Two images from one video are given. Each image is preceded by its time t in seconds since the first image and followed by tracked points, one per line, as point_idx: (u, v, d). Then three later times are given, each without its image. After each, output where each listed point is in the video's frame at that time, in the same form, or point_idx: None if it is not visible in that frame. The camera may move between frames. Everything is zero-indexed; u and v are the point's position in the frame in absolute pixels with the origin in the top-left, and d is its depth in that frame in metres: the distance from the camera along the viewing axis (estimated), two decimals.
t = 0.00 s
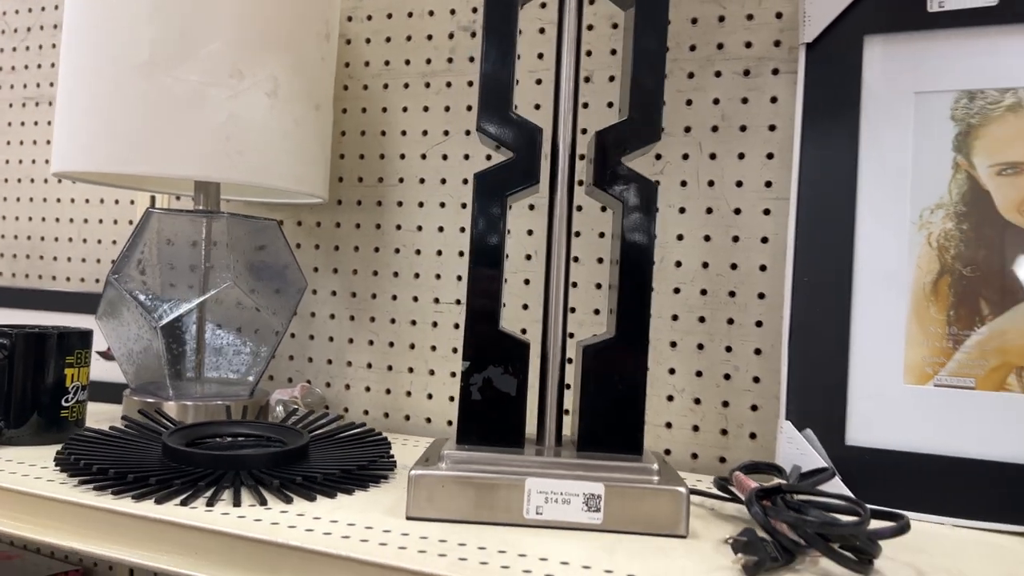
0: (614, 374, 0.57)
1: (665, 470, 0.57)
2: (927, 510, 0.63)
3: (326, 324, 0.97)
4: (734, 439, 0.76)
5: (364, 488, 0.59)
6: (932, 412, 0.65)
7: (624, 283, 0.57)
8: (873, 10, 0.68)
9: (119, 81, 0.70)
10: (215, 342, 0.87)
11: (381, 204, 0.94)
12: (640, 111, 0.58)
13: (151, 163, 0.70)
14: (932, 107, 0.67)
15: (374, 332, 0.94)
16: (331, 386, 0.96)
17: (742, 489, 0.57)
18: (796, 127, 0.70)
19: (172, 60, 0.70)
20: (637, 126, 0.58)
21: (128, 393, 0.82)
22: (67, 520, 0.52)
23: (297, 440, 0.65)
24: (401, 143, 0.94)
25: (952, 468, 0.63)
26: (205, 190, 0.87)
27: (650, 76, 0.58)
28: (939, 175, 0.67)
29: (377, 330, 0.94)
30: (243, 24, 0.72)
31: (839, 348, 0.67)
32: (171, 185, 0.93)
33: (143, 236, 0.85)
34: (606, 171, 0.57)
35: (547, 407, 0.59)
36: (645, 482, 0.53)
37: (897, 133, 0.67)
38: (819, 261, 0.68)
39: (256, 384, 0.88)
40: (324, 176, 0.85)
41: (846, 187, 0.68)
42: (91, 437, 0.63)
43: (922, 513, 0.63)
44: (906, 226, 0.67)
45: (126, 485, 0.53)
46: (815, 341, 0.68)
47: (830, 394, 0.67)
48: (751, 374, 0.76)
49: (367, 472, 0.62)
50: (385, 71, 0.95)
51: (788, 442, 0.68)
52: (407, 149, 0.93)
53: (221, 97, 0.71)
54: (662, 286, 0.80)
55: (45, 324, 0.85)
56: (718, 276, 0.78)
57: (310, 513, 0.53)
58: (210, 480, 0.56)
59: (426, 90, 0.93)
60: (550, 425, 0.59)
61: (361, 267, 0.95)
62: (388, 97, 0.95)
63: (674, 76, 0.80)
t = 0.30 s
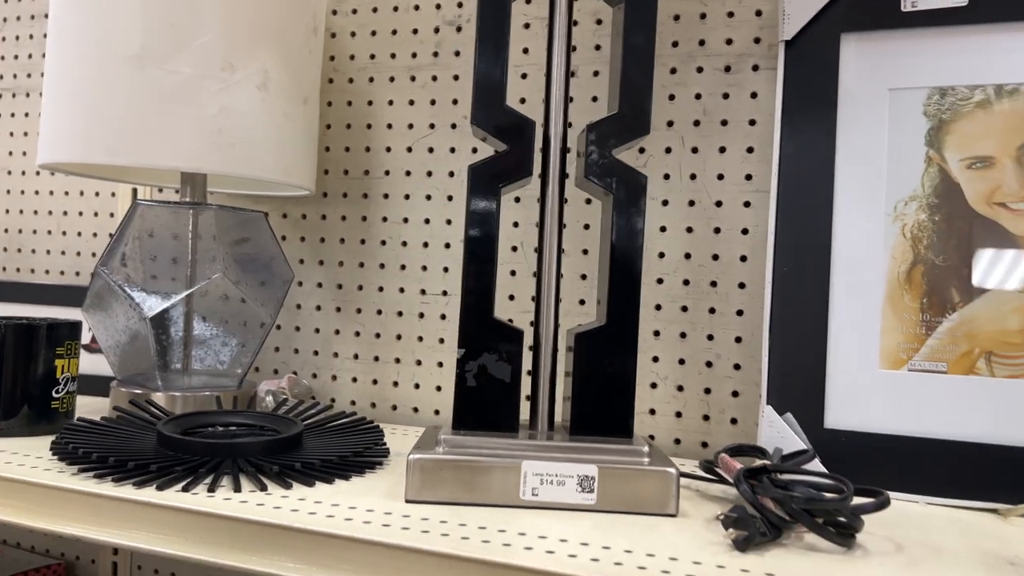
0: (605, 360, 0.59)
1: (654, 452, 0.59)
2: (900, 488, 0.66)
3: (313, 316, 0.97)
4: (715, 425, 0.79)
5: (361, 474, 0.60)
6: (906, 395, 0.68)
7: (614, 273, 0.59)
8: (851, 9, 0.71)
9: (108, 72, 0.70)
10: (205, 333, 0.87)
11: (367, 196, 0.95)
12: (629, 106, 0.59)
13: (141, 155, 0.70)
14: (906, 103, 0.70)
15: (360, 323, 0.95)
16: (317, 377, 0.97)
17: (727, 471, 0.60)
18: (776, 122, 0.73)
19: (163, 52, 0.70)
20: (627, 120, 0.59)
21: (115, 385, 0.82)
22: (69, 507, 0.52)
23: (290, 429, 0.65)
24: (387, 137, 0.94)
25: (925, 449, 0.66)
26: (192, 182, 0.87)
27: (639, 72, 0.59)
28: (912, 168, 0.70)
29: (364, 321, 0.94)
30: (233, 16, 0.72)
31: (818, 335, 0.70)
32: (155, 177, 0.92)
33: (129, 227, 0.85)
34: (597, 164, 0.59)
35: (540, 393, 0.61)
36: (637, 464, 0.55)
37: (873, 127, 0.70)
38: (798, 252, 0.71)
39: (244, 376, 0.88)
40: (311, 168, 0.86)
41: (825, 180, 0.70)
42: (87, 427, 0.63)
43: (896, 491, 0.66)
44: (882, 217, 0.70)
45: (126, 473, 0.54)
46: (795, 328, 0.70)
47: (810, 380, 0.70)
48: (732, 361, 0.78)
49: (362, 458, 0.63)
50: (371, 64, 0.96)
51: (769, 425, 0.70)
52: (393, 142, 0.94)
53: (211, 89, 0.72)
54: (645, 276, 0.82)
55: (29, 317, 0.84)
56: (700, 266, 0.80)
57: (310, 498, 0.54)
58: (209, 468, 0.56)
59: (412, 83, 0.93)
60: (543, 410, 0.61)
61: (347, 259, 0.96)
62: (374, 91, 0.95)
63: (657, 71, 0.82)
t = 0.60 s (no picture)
0: (586, 354, 0.61)
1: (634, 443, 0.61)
2: (866, 475, 0.69)
3: (293, 313, 0.97)
4: (690, 417, 0.81)
5: (348, 468, 0.61)
6: (872, 387, 0.71)
7: (595, 270, 0.61)
8: (820, 15, 0.73)
9: (90, 70, 0.70)
10: (187, 331, 0.87)
11: (348, 194, 0.96)
12: (609, 108, 0.61)
13: (124, 152, 0.70)
14: (873, 106, 0.73)
15: (341, 320, 0.95)
16: (298, 373, 0.97)
17: (704, 460, 0.62)
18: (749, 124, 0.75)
19: (146, 50, 0.70)
20: (607, 122, 0.61)
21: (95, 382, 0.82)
22: (59, 502, 0.53)
23: (275, 424, 0.66)
24: (367, 135, 0.95)
25: (889, 438, 0.69)
26: (173, 180, 0.87)
27: (619, 75, 0.61)
28: (879, 169, 0.72)
29: (344, 318, 0.95)
30: (217, 15, 0.73)
31: (789, 330, 0.72)
32: (133, 174, 0.92)
33: (109, 224, 0.84)
34: (578, 165, 0.61)
35: (523, 387, 0.63)
36: (618, 455, 0.56)
37: (841, 130, 0.73)
38: (771, 249, 0.73)
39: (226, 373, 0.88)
40: (293, 166, 0.86)
41: (796, 181, 0.73)
42: (73, 424, 0.64)
43: (862, 478, 0.69)
44: (850, 216, 0.72)
45: (116, 468, 0.54)
46: (767, 323, 0.73)
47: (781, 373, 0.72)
48: (707, 355, 0.81)
49: (348, 452, 0.64)
50: (351, 63, 0.96)
51: (743, 417, 0.72)
52: (373, 141, 0.95)
53: (195, 88, 0.72)
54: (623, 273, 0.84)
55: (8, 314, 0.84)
56: (676, 263, 0.82)
57: (300, 491, 0.55)
58: (199, 463, 0.57)
59: (392, 83, 0.94)
60: (526, 403, 0.62)
61: (327, 256, 0.96)
62: (354, 90, 0.96)
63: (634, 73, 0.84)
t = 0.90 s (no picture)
0: (565, 348, 0.63)
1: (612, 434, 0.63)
2: (833, 463, 0.72)
3: (272, 310, 0.98)
4: (665, 409, 0.83)
5: (332, 460, 0.62)
6: (839, 378, 0.73)
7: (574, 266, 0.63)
8: (790, 20, 0.75)
9: (70, 66, 0.70)
10: (166, 329, 0.87)
11: (327, 192, 0.96)
12: (587, 109, 0.63)
13: (104, 150, 0.70)
14: (840, 108, 0.75)
15: (320, 317, 0.96)
16: (277, 370, 0.98)
17: (680, 450, 0.64)
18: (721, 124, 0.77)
19: (126, 47, 0.70)
20: (585, 122, 0.63)
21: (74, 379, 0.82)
22: (46, 497, 0.53)
23: (258, 420, 0.67)
24: (346, 134, 0.96)
25: (855, 427, 0.72)
26: (151, 178, 0.87)
27: (596, 77, 0.63)
28: (845, 169, 0.75)
29: (324, 315, 0.96)
30: (198, 14, 0.73)
31: (760, 324, 0.75)
32: (110, 171, 0.91)
33: (89, 222, 0.84)
34: (557, 164, 0.62)
35: (504, 380, 0.64)
36: (597, 445, 0.58)
37: (810, 131, 0.75)
38: (742, 246, 0.75)
39: (206, 370, 0.88)
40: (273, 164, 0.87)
41: (766, 180, 0.75)
42: (54, 421, 0.64)
43: (830, 466, 0.72)
44: (819, 214, 0.75)
45: (104, 461, 0.55)
46: (739, 318, 0.75)
47: (753, 365, 0.75)
48: (681, 349, 0.83)
49: (332, 446, 0.65)
50: (330, 62, 0.97)
51: (716, 408, 0.75)
52: (352, 139, 0.95)
53: (176, 86, 0.72)
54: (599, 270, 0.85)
55: None
56: (651, 260, 0.84)
57: (287, 483, 0.56)
58: (186, 456, 0.58)
59: (371, 82, 0.95)
60: (507, 396, 0.64)
61: (307, 254, 0.97)
62: (333, 89, 0.97)
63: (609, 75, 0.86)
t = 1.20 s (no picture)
0: (554, 346, 0.65)
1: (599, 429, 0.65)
2: (809, 455, 0.75)
3: (260, 312, 0.99)
4: (648, 406, 0.86)
5: (327, 457, 0.64)
6: (815, 374, 0.76)
7: (561, 267, 0.65)
8: (767, 30, 0.78)
9: (61, 70, 0.70)
10: (155, 331, 0.88)
11: (315, 195, 0.97)
12: (574, 115, 0.65)
13: (97, 153, 0.70)
14: (815, 115, 0.78)
15: (308, 318, 0.97)
16: (265, 371, 0.99)
17: (664, 444, 0.66)
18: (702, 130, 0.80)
19: (119, 52, 0.71)
20: (572, 128, 0.65)
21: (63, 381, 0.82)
22: (46, 495, 0.54)
23: (252, 419, 0.68)
24: (334, 137, 0.97)
25: (831, 421, 0.75)
26: (141, 181, 0.87)
27: (583, 84, 0.65)
28: (820, 173, 0.78)
29: (312, 316, 0.97)
30: (190, 19, 0.74)
31: (739, 322, 0.77)
32: (98, 174, 0.92)
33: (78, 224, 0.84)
34: (545, 168, 0.64)
35: (494, 378, 0.66)
36: (586, 440, 0.60)
37: (786, 136, 0.78)
38: (722, 248, 0.78)
39: (194, 371, 0.89)
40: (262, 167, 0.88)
41: (745, 183, 0.78)
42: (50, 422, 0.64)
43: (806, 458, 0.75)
44: (795, 217, 0.78)
45: (104, 460, 0.56)
46: (720, 317, 0.78)
47: (733, 363, 0.77)
48: (663, 348, 0.85)
49: (325, 444, 0.66)
50: (317, 67, 0.98)
51: (699, 404, 0.77)
52: (340, 143, 0.97)
53: (168, 91, 0.73)
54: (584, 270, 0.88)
55: None
56: (634, 262, 0.86)
57: (285, 479, 0.57)
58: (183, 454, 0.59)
59: (359, 87, 0.96)
60: (497, 393, 0.66)
61: (295, 256, 0.98)
62: (320, 93, 0.98)
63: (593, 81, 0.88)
